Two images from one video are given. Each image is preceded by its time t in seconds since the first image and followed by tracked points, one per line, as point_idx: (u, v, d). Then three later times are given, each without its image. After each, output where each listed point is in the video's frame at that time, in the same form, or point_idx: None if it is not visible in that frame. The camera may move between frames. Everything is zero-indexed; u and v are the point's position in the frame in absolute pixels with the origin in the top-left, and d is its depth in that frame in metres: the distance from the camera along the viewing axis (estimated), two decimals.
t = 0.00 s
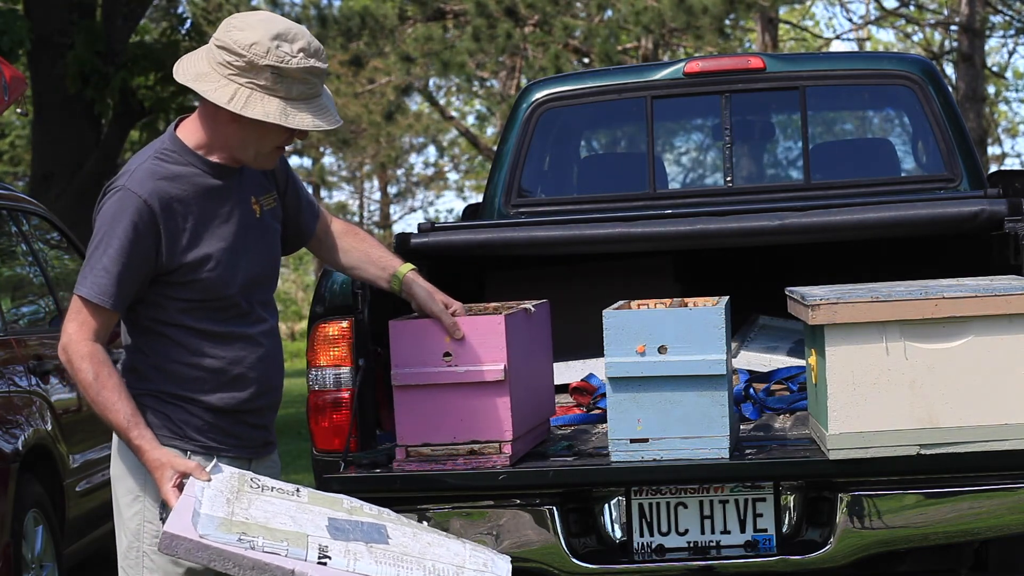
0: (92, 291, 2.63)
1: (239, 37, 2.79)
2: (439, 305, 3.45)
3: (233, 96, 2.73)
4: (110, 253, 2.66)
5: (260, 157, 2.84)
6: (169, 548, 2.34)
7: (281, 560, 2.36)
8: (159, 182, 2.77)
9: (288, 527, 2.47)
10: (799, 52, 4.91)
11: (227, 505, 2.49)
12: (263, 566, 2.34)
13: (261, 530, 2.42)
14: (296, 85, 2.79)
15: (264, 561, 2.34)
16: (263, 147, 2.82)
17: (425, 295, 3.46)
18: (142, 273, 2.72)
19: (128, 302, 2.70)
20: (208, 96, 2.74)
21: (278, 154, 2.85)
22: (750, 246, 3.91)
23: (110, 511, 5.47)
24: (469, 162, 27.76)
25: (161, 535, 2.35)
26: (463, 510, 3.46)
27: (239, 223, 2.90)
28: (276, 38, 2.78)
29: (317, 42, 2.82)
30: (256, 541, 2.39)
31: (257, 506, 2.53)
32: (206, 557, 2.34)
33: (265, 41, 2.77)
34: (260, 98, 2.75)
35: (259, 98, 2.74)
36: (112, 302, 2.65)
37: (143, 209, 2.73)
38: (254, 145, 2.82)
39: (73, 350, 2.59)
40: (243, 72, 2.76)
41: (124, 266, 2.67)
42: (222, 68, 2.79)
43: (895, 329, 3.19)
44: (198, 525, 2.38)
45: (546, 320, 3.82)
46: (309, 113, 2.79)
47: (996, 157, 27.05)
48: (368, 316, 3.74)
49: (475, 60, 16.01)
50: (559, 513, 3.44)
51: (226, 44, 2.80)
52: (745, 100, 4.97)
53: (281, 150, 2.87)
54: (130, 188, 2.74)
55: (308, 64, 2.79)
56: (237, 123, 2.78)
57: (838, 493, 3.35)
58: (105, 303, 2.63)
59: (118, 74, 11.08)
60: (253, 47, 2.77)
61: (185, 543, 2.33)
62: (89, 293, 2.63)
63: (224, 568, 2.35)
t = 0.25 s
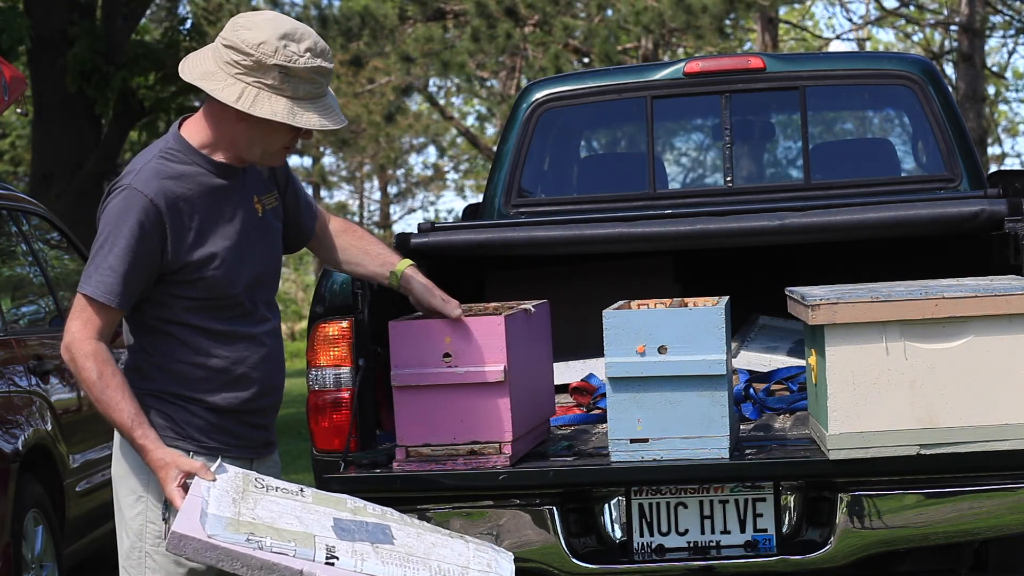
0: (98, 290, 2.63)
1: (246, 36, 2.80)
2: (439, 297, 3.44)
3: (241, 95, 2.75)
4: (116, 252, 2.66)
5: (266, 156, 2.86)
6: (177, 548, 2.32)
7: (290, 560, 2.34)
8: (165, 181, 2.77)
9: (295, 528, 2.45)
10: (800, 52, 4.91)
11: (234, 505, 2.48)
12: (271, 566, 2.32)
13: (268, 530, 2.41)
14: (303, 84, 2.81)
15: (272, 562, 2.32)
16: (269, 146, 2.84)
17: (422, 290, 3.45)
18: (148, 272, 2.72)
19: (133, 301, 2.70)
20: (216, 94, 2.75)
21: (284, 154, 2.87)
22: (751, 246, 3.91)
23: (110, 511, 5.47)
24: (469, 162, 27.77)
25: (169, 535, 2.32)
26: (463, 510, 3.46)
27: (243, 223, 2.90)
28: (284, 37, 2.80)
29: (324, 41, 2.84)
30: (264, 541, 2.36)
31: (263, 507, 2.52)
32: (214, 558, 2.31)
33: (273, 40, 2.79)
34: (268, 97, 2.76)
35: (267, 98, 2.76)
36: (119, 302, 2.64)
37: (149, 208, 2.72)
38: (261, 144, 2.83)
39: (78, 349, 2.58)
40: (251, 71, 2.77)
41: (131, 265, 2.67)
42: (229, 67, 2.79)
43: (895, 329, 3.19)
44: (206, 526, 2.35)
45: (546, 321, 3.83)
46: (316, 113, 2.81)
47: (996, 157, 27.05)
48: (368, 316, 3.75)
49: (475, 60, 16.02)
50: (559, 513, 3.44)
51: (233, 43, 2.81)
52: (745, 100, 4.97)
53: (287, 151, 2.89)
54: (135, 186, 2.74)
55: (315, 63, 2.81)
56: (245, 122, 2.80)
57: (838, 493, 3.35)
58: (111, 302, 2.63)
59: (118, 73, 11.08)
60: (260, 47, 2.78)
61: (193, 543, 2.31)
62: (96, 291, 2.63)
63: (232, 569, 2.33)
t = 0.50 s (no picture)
0: (101, 286, 2.63)
1: (247, 35, 2.81)
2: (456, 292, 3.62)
3: (246, 93, 2.76)
4: (120, 247, 2.67)
5: (269, 153, 2.87)
6: (185, 538, 2.31)
7: (298, 549, 2.34)
8: (168, 178, 2.78)
9: (302, 519, 2.45)
10: (800, 52, 4.91)
11: (241, 497, 2.47)
12: (279, 555, 2.32)
13: (275, 520, 2.40)
14: (306, 80, 2.82)
15: (281, 551, 2.31)
16: (272, 143, 2.86)
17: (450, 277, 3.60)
18: (151, 268, 2.73)
19: (137, 297, 2.71)
20: (221, 93, 2.76)
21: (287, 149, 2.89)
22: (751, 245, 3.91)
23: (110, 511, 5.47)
24: (469, 163, 27.76)
25: (177, 525, 2.32)
26: (463, 510, 3.46)
27: (245, 221, 2.91)
28: (284, 34, 2.81)
29: (324, 36, 2.85)
30: (273, 530, 2.35)
31: (269, 498, 2.52)
32: (223, 547, 2.31)
33: (274, 37, 2.80)
34: (272, 94, 2.78)
35: (271, 95, 2.78)
36: (122, 297, 2.65)
37: (152, 204, 2.74)
38: (264, 140, 2.85)
39: (82, 346, 2.58)
40: (254, 68, 2.79)
41: (134, 260, 2.68)
42: (231, 65, 2.80)
43: (895, 329, 3.19)
44: (214, 515, 2.34)
45: (546, 321, 3.82)
46: (320, 108, 2.82)
47: (996, 157, 27.05)
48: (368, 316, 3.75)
49: (476, 61, 16.01)
50: (559, 513, 3.44)
51: (234, 41, 2.82)
52: (745, 100, 4.97)
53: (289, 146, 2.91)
54: (138, 183, 2.75)
55: (316, 58, 2.83)
56: (248, 120, 2.82)
57: (838, 493, 3.35)
58: (115, 297, 2.64)
59: (118, 73, 11.08)
60: (262, 44, 2.79)
61: (202, 533, 2.30)
62: (99, 287, 2.63)
63: (240, 558, 2.32)
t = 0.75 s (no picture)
0: (100, 272, 2.65)
1: (250, 31, 2.83)
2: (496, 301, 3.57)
3: (247, 87, 2.77)
4: (120, 235, 2.69)
5: (273, 151, 2.88)
6: (180, 516, 2.31)
7: (291, 526, 2.33)
8: (170, 170, 2.81)
9: (296, 501, 2.46)
10: (800, 52, 4.91)
11: (235, 479, 2.50)
12: (273, 533, 2.32)
13: (270, 500, 2.43)
14: (308, 77, 2.83)
15: (275, 528, 2.32)
16: (275, 141, 2.87)
17: (501, 285, 3.54)
18: (150, 258, 2.74)
19: (136, 287, 2.72)
20: (222, 88, 2.78)
21: (291, 147, 2.89)
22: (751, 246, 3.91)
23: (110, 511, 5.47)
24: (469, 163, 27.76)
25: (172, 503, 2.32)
26: (463, 510, 3.46)
27: (247, 219, 2.92)
28: (288, 31, 2.82)
29: (327, 35, 2.86)
30: (265, 509, 2.37)
31: (263, 483, 2.54)
32: (217, 525, 2.31)
33: (276, 33, 2.81)
34: (274, 89, 2.78)
35: (273, 90, 2.78)
36: (121, 285, 2.66)
37: (152, 195, 2.76)
38: (268, 137, 2.86)
39: (81, 333, 2.60)
40: (257, 64, 2.80)
41: (132, 248, 2.69)
42: (234, 62, 2.82)
43: (895, 329, 3.19)
44: (208, 493, 2.36)
45: (546, 320, 3.82)
46: (322, 104, 2.82)
47: (996, 157, 27.05)
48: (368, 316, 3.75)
49: (476, 61, 16.01)
50: (559, 513, 3.45)
51: (238, 37, 2.84)
52: (745, 100, 4.97)
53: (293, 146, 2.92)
54: (141, 174, 2.77)
55: (319, 56, 2.83)
56: (250, 116, 2.84)
57: (838, 493, 3.35)
58: (113, 284, 2.65)
59: (118, 73, 11.09)
60: (265, 40, 2.81)
61: (195, 510, 2.30)
62: (98, 273, 2.65)
63: (234, 537, 2.32)
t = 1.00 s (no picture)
0: (95, 269, 2.67)
1: (249, 32, 2.85)
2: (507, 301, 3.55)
3: (242, 87, 2.78)
4: (115, 232, 2.71)
5: (272, 152, 2.88)
6: (153, 515, 2.41)
7: (259, 527, 2.43)
8: (168, 168, 2.83)
9: (271, 499, 2.53)
10: (800, 52, 4.91)
11: (213, 477, 2.56)
12: (243, 533, 2.41)
13: (243, 500, 2.50)
14: (304, 78, 2.82)
15: (243, 528, 2.41)
16: (274, 142, 2.86)
17: (509, 289, 3.54)
18: (146, 255, 2.76)
19: (130, 284, 2.74)
20: (218, 88, 2.80)
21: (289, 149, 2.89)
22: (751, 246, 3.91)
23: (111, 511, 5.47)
24: (469, 163, 27.76)
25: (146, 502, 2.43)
26: (463, 510, 3.46)
27: (248, 219, 2.92)
28: (285, 32, 2.83)
29: (325, 37, 2.85)
30: (237, 509, 2.46)
31: (244, 479, 2.60)
32: (188, 525, 2.40)
33: (273, 34, 2.82)
34: (269, 90, 2.79)
35: (268, 90, 2.78)
36: (115, 282, 2.68)
37: (150, 192, 2.78)
38: (266, 138, 2.86)
39: (77, 329, 2.63)
40: (253, 65, 2.81)
41: (128, 246, 2.71)
42: (232, 62, 2.83)
43: (895, 329, 3.19)
44: (180, 492, 2.46)
45: (547, 320, 3.81)
46: (317, 105, 2.81)
47: (996, 157, 27.05)
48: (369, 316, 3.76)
49: (476, 61, 16.03)
50: (559, 513, 3.45)
51: (236, 38, 2.85)
52: (745, 100, 4.97)
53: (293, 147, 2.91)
54: (140, 172, 2.80)
55: (316, 57, 2.83)
56: (248, 116, 2.84)
57: (838, 493, 3.35)
58: (108, 281, 2.67)
59: (118, 74, 11.10)
60: (261, 41, 2.82)
61: (167, 509, 2.41)
62: (94, 270, 2.67)
63: (206, 536, 2.42)
